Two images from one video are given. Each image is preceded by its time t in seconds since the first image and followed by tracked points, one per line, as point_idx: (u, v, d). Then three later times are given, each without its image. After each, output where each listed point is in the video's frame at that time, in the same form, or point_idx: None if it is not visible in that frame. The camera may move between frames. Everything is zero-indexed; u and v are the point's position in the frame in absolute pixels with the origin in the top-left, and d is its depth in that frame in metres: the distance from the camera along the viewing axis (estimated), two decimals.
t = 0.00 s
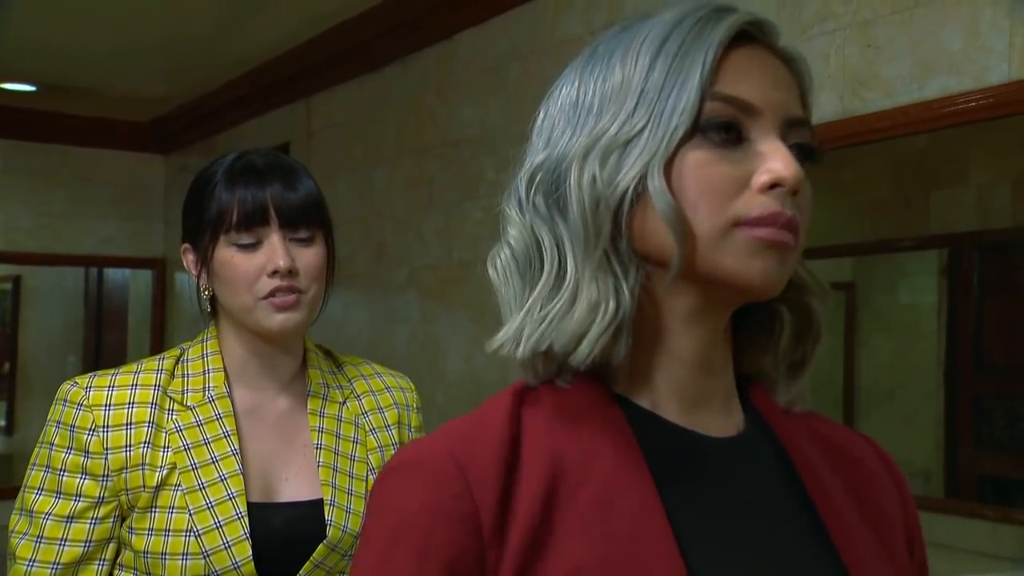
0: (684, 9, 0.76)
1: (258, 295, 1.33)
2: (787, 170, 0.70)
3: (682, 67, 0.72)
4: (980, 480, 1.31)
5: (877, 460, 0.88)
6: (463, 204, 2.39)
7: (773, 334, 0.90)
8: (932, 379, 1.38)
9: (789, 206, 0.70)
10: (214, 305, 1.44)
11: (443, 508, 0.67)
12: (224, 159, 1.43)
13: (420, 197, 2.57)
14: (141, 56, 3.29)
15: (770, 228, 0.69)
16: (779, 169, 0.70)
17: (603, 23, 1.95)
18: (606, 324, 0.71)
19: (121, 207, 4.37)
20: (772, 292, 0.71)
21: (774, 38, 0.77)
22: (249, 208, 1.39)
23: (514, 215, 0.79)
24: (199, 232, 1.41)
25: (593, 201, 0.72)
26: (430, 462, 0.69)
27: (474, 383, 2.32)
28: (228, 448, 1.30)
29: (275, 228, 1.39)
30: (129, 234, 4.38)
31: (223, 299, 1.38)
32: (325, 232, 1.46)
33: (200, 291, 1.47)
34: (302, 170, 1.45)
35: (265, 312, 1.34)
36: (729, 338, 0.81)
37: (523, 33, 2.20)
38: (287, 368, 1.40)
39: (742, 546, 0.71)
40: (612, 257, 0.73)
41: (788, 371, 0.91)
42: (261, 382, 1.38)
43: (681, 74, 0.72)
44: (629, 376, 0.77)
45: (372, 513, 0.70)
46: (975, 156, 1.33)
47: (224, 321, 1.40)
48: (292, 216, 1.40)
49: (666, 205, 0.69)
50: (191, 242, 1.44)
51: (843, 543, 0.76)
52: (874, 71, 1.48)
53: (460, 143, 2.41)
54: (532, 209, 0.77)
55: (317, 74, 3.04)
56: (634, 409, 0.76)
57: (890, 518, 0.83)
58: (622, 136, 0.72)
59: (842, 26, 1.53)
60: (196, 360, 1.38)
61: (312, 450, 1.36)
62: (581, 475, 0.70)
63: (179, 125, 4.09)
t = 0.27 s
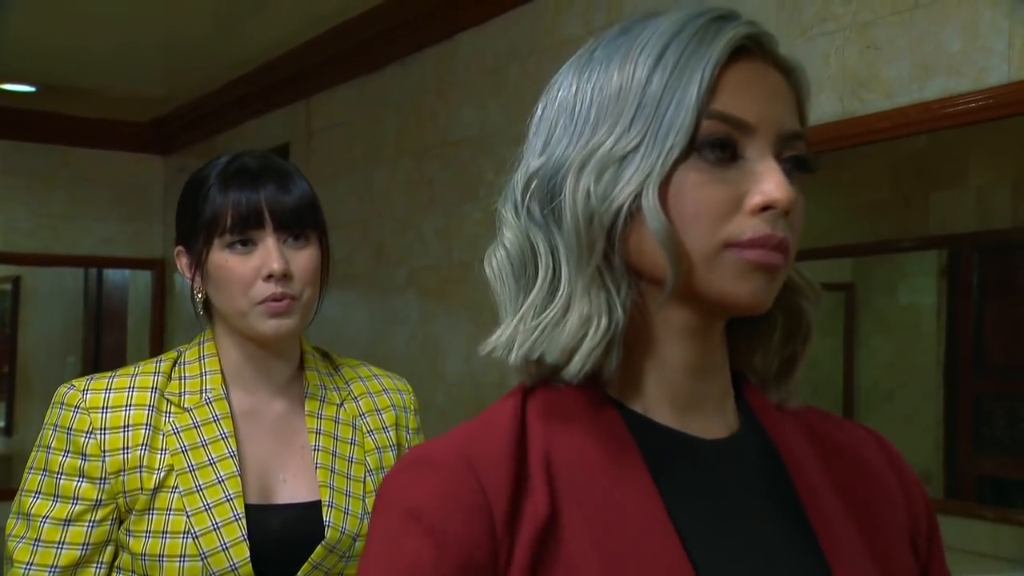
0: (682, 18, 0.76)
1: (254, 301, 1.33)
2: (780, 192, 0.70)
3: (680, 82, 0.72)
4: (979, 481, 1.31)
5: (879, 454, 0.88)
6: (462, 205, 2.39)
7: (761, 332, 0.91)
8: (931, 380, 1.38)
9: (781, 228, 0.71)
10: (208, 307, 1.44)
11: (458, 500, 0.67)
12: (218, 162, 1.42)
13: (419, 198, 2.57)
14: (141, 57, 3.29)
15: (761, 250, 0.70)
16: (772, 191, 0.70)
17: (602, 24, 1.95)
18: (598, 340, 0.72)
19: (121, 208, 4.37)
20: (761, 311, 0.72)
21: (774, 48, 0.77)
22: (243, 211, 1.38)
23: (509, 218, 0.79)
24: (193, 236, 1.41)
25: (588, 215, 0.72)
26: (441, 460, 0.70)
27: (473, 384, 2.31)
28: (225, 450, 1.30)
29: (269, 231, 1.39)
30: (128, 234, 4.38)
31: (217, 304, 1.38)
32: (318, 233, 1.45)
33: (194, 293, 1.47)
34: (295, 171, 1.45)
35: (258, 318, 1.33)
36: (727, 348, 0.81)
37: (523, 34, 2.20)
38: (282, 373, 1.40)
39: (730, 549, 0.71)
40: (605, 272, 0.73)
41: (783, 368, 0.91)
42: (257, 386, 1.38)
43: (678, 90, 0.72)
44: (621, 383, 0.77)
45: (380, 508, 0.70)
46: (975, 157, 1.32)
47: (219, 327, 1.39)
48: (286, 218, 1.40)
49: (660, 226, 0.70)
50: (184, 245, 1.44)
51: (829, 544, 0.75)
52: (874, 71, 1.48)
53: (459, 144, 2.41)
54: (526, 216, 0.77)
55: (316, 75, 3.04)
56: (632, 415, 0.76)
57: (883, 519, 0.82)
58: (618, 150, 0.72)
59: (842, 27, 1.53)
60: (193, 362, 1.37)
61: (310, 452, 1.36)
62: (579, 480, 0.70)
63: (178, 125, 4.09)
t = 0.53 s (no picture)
0: (687, 30, 0.72)
1: (238, 310, 1.33)
2: (773, 228, 0.70)
3: (682, 105, 0.69)
4: (978, 482, 1.31)
5: (876, 446, 0.88)
6: (461, 205, 2.38)
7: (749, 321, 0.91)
8: (930, 381, 1.37)
9: (772, 258, 0.71)
10: (199, 313, 1.44)
11: (469, 490, 0.69)
12: (200, 166, 1.42)
13: (418, 198, 2.57)
14: (140, 57, 3.29)
15: (751, 281, 0.70)
16: (765, 226, 0.70)
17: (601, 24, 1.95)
18: (591, 363, 0.73)
19: (120, 208, 4.37)
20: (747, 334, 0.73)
21: (777, 65, 0.75)
22: (221, 218, 1.38)
23: (504, 222, 0.78)
24: (177, 245, 1.42)
25: (586, 235, 0.71)
26: (452, 452, 0.71)
27: (472, 384, 2.31)
28: (219, 447, 1.30)
29: (250, 238, 1.38)
30: (128, 235, 4.38)
31: (207, 312, 1.38)
32: (301, 234, 1.45)
33: (184, 298, 1.47)
34: (275, 172, 1.45)
35: (246, 327, 1.34)
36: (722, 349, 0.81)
37: (522, 34, 2.20)
38: (272, 380, 1.39)
39: (720, 546, 0.71)
40: (600, 293, 0.73)
41: (775, 364, 0.91)
42: (251, 389, 1.38)
43: (680, 115, 0.69)
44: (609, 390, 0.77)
45: (391, 499, 0.72)
46: (974, 157, 1.32)
47: (213, 333, 1.39)
48: (266, 221, 1.39)
49: (660, 255, 0.69)
50: (172, 253, 1.44)
51: (821, 544, 0.75)
52: (873, 72, 1.47)
53: (458, 144, 2.41)
54: (521, 224, 0.76)
55: (316, 75, 3.04)
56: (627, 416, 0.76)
57: (877, 520, 0.81)
58: (618, 173, 0.70)
59: (841, 28, 1.53)
60: (187, 361, 1.38)
61: (305, 450, 1.35)
62: (589, 472, 0.70)
63: (178, 125, 4.09)
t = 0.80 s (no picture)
0: (687, 33, 0.72)
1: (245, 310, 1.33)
2: (772, 237, 0.70)
3: (686, 112, 0.69)
4: (977, 482, 1.31)
5: (868, 444, 0.88)
6: (461, 206, 2.38)
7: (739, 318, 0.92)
8: (930, 381, 1.37)
9: (769, 267, 0.71)
10: (202, 310, 1.44)
11: (473, 494, 0.68)
12: (212, 164, 1.42)
13: (418, 198, 2.57)
14: (140, 57, 3.29)
15: (749, 291, 0.71)
16: (764, 235, 0.70)
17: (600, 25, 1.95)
18: (594, 372, 0.73)
19: (120, 208, 4.37)
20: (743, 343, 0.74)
21: (777, 72, 0.75)
22: (231, 217, 1.38)
23: (501, 227, 0.77)
24: (185, 242, 1.41)
25: (589, 243, 0.71)
26: (454, 457, 0.71)
27: (471, 384, 2.31)
28: (215, 449, 1.30)
29: (259, 240, 1.38)
30: (128, 235, 4.38)
31: (211, 309, 1.38)
32: (309, 238, 1.45)
33: (188, 295, 1.47)
34: (285, 171, 1.44)
35: (251, 327, 1.34)
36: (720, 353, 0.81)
37: (522, 34, 2.20)
38: (274, 375, 1.39)
39: (719, 547, 0.71)
40: (603, 302, 0.73)
41: (761, 363, 0.91)
42: (252, 389, 1.38)
43: (684, 122, 0.69)
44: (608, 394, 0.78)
45: (395, 507, 0.71)
46: (974, 158, 1.32)
47: (214, 328, 1.39)
48: (275, 223, 1.39)
49: (668, 266, 0.69)
50: (179, 248, 1.44)
51: (819, 548, 0.75)
52: (872, 72, 1.47)
53: (458, 144, 2.41)
54: (520, 230, 0.76)
55: (316, 75, 3.04)
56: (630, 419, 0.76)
57: (872, 520, 0.81)
58: (622, 180, 0.70)
59: (840, 28, 1.53)
60: (186, 361, 1.38)
61: (303, 452, 1.35)
62: (588, 474, 0.70)
63: (178, 125, 4.10)
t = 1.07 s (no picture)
0: (684, 34, 0.72)
1: (243, 310, 1.33)
2: (768, 238, 0.70)
3: (683, 114, 0.69)
4: (976, 482, 1.31)
5: (866, 445, 0.88)
6: (460, 206, 2.38)
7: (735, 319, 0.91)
8: (929, 381, 1.37)
9: (766, 267, 0.71)
10: (200, 312, 1.44)
11: (476, 496, 0.68)
12: (210, 166, 1.42)
13: (417, 198, 2.57)
14: (139, 57, 3.29)
15: (746, 292, 0.71)
16: (760, 236, 0.70)
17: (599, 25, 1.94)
18: (591, 373, 0.72)
19: (119, 208, 4.37)
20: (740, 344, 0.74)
21: (773, 74, 0.74)
22: (231, 220, 1.38)
23: (498, 228, 0.77)
24: (183, 245, 1.41)
25: (586, 244, 0.71)
26: (455, 460, 0.70)
27: (471, 385, 2.31)
28: (214, 454, 1.30)
29: (259, 242, 1.38)
30: (127, 235, 4.38)
31: (209, 311, 1.38)
32: (309, 241, 1.44)
33: (185, 297, 1.47)
34: (283, 172, 1.44)
35: (249, 328, 1.34)
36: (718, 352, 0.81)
37: (521, 34, 2.20)
38: (274, 378, 1.39)
39: (715, 550, 0.71)
40: (600, 304, 0.73)
41: (756, 364, 0.91)
42: (250, 391, 1.38)
43: (682, 123, 0.69)
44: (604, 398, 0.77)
45: (398, 512, 0.70)
46: (973, 158, 1.32)
47: (211, 331, 1.39)
48: (276, 226, 1.39)
49: (665, 267, 0.68)
50: (177, 250, 1.43)
51: (810, 545, 0.75)
52: (872, 72, 1.47)
53: (457, 145, 2.41)
54: (517, 231, 0.76)
55: (314, 76, 3.04)
56: (626, 421, 0.76)
57: (868, 518, 0.81)
58: (620, 180, 0.70)
59: (840, 28, 1.53)
60: (185, 365, 1.37)
61: (301, 456, 1.35)
62: (584, 474, 0.70)
63: (177, 125, 4.09)
